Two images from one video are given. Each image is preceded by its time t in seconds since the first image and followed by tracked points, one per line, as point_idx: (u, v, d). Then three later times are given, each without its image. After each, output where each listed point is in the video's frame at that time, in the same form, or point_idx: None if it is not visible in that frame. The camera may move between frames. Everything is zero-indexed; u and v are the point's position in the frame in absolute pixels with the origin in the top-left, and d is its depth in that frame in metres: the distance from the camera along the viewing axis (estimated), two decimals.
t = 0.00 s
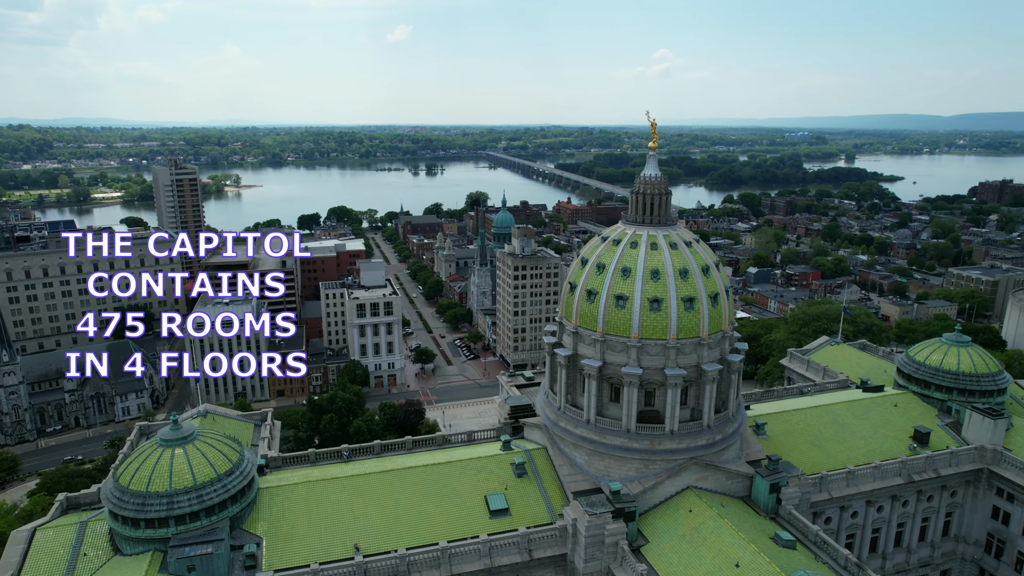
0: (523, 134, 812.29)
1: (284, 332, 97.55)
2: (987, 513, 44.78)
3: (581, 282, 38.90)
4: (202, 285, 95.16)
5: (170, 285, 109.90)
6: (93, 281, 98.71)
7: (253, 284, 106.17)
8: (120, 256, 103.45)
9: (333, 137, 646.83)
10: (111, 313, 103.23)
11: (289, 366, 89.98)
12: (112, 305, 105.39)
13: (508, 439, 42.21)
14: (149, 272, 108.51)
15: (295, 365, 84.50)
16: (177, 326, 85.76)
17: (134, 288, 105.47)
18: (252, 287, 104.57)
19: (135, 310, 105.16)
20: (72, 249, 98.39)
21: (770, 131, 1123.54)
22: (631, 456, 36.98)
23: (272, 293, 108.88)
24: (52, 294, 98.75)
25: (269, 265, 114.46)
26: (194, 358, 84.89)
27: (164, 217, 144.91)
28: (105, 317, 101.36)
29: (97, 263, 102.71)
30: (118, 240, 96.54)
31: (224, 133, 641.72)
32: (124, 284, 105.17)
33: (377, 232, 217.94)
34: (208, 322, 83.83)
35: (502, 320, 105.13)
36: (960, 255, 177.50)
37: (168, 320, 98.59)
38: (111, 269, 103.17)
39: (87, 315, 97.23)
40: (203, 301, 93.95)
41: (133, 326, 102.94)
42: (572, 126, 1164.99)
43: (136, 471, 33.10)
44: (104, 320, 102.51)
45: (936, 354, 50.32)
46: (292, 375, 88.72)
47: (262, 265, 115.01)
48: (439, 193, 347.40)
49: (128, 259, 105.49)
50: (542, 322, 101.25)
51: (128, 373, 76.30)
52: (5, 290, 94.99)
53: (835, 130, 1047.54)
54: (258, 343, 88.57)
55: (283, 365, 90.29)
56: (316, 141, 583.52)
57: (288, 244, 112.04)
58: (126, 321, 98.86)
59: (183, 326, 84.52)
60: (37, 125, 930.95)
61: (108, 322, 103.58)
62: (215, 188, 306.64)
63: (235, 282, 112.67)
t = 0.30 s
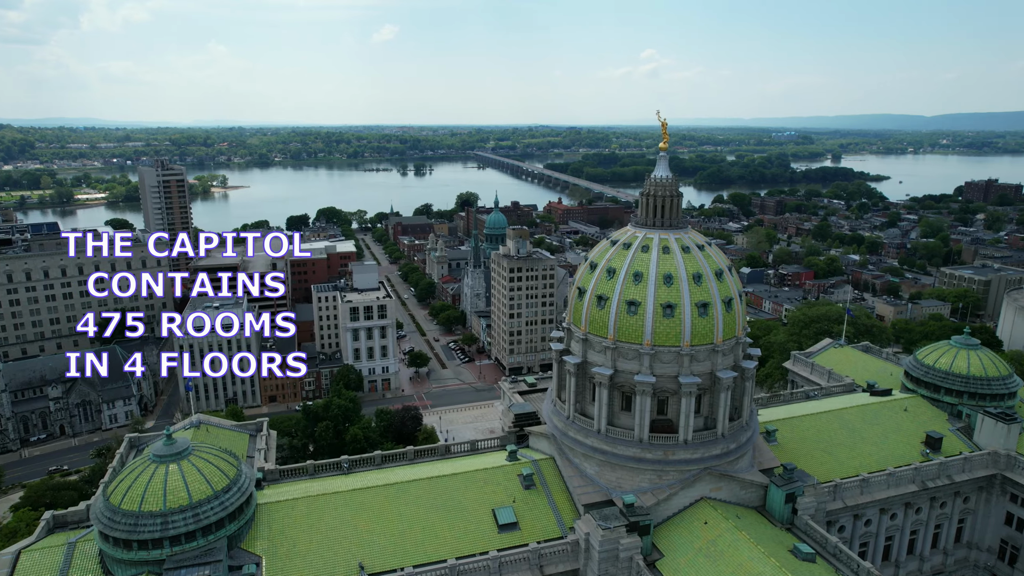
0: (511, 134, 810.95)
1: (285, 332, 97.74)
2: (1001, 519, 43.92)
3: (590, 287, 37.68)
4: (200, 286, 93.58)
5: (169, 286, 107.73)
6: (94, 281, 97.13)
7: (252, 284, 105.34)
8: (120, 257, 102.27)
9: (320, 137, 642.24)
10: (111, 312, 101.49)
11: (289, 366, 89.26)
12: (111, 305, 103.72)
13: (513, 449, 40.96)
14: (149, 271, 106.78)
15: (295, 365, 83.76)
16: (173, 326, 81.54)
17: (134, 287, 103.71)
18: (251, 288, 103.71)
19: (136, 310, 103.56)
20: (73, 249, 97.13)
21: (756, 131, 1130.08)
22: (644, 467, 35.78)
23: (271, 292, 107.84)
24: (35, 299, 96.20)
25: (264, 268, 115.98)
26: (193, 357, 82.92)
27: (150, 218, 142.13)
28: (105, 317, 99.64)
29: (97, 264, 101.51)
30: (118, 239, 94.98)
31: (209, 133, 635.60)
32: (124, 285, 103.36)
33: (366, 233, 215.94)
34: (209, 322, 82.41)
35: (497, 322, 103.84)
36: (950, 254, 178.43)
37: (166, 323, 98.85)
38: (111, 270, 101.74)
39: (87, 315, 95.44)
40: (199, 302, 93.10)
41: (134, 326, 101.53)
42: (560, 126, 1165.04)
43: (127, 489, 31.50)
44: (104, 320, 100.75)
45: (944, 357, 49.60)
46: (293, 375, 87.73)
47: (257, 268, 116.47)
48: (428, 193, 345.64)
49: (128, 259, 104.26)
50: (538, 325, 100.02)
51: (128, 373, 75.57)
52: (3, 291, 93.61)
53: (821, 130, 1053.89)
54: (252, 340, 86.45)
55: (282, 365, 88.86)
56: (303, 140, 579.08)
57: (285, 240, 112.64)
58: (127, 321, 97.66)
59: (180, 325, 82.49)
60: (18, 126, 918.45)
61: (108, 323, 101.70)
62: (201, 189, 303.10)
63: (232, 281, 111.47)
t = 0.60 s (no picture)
0: (497, 134, 809.10)
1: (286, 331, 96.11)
2: (1017, 526, 43.04)
3: (602, 293, 36.25)
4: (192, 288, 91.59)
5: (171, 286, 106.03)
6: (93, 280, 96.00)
7: (251, 285, 104.07)
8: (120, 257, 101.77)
9: (304, 136, 636.04)
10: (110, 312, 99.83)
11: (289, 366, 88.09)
12: (112, 305, 103.08)
13: (522, 461, 39.48)
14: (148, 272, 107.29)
15: (294, 365, 82.40)
16: (172, 326, 79.80)
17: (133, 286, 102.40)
18: (251, 288, 102.49)
19: (135, 311, 102.07)
20: (73, 249, 96.66)
21: (741, 130, 1136.40)
22: (660, 480, 34.47)
23: (270, 292, 106.80)
24: (14, 304, 93.18)
25: (253, 270, 114.00)
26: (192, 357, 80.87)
27: (135, 220, 139.18)
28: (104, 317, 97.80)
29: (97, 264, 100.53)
30: (117, 240, 93.63)
31: (191, 132, 628.07)
32: (124, 285, 103.18)
33: (355, 234, 213.56)
34: (209, 323, 81.10)
35: (492, 325, 102.30)
36: (939, 253, 179.28)
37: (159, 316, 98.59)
38: (111, 270, 100.93)
39: (87, 315, 94.35)
40: (189, 305, 90.95)
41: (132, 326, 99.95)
42: (547, 126, 1164.43)
43: (118, 511, 29.70)
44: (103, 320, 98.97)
45: (956, 361, 48.76)
46: (292, 374, 86.17)
47: (247, 270, 114.53)
48: (416, 193, 343.39)
49: (129, 259, 104.20)
50: (534, 328, 98.61)
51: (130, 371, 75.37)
52: None
53: (805, 130, 1063.10)
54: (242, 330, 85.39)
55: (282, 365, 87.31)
56: (288, 141, 574.07)
57: (284, 241, 112.08)
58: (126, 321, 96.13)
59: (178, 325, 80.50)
60: None
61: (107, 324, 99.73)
62: (186, 190, 298.70)
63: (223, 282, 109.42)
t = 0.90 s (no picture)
0: (485, 134, 806.88)
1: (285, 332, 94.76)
2: None
3: (614, 299, 35.04)
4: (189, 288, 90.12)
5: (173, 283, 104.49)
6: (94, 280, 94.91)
7: (252, 284, 102.82)
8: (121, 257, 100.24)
9: (290, 136, 631.22)
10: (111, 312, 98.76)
11: (288, 366, 86.70)
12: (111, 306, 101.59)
13: (529, 472, 38.18)
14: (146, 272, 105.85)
15: (295, 364, 81.06)
16: (172, 326, 78.69)
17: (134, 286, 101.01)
18: (251, 287, 101.28)
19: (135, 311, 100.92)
20: (74, 250, 95.55)
21: (728, 130, 1141.71)
22: (676, 492, 33.31)
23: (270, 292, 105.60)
24: None
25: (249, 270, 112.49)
26: (192, 357, 79.62)
27: (120, 222, 136.48)
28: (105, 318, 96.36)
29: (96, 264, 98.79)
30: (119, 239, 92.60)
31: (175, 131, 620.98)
32: (124, 285, 101.61)
33: (344, 236, 211.43)
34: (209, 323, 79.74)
35: (486, 327, 100.98)
36: (928, 252, 180.05)
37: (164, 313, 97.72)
38: (111, 270, 99.48)
39: (87, 315, 92.90)
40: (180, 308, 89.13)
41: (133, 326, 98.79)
42: (534, 126, 1164.41)
43: (110, 533, 28.17)
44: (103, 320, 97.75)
45: (965, 364, 48.09)
46: (292, 375, 85.22)
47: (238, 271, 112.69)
48: (405, 194, 341.32)
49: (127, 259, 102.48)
50: (530, 330, 97.32)
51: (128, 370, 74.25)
52: None
53: (791, 130, 1068.33)
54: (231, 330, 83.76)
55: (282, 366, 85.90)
56: (275, 140, 569.39)
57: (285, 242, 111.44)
58: (128, 321, 95.08)
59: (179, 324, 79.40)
60: None
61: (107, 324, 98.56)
62: (171, 190, 294.81)
63: (218, 282, 107.46)
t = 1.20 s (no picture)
0: (472, 134, 804.19)
1: (283, 332, 93.32)
2: None
3: (626, 305, 33.93)
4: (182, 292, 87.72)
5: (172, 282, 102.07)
6: (95, 280, 94.40)
7: (252, 285, 101.58)
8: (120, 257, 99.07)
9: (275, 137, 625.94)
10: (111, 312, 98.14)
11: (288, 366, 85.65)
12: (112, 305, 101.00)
13: (537, 484, 36.91)
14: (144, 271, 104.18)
15: (295, 364, 79.56)
16: (172, 327, 78.69)
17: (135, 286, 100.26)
18: (250, 287, 100.17)
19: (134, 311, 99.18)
20: (74, 250, 94.83)
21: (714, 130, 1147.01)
22: (692, 505, 32.20)
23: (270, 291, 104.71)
24: None
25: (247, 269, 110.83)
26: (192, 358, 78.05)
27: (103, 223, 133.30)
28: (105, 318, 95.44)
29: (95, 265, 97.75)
30: (118, 239, 91.72)
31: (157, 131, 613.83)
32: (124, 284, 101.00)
33: (333, 237, 209.24)
34: (209, 324, 80.78)
35: (481, 330, 99.62)
36: (918, 251, 180.87)
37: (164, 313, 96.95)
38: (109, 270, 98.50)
39: (87, 315, 92.06)
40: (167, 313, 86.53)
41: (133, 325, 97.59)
42: (521, 126, 1164.22)
43: (101, 558, 26.56)
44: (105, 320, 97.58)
45: (974, 367, 47.39)
46: (293, 374, 84.68)
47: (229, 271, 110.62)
48: (393, 194, 339.12)
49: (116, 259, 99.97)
50: (525, 332, 95.98)
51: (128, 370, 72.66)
52: None
53: (777, 130, 1077.22)
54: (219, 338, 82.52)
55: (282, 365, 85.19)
56: (260, 141, 563.51)
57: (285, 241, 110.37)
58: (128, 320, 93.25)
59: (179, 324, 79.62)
60: None
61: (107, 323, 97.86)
62: (156, 191, 290.89)
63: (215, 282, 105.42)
